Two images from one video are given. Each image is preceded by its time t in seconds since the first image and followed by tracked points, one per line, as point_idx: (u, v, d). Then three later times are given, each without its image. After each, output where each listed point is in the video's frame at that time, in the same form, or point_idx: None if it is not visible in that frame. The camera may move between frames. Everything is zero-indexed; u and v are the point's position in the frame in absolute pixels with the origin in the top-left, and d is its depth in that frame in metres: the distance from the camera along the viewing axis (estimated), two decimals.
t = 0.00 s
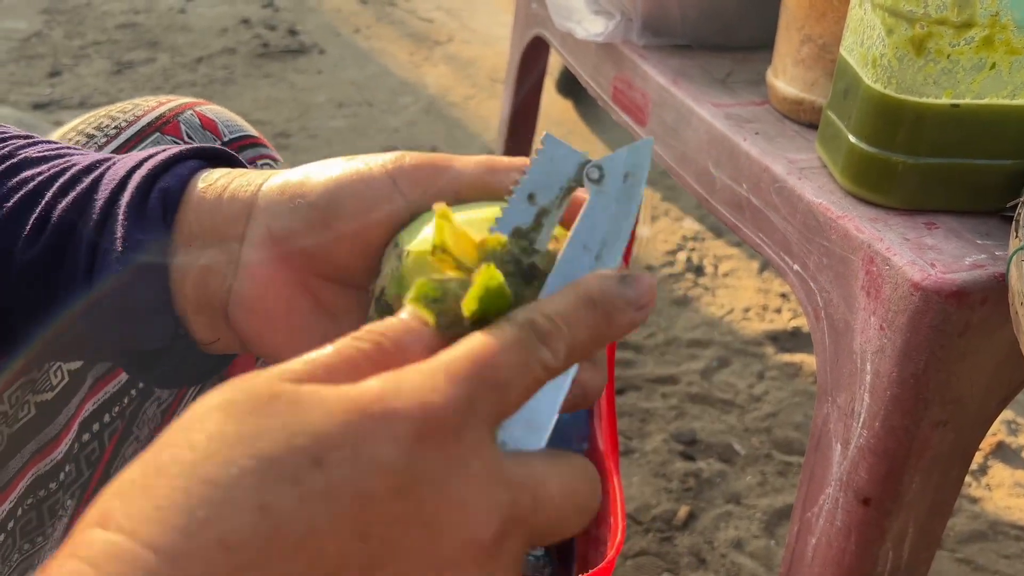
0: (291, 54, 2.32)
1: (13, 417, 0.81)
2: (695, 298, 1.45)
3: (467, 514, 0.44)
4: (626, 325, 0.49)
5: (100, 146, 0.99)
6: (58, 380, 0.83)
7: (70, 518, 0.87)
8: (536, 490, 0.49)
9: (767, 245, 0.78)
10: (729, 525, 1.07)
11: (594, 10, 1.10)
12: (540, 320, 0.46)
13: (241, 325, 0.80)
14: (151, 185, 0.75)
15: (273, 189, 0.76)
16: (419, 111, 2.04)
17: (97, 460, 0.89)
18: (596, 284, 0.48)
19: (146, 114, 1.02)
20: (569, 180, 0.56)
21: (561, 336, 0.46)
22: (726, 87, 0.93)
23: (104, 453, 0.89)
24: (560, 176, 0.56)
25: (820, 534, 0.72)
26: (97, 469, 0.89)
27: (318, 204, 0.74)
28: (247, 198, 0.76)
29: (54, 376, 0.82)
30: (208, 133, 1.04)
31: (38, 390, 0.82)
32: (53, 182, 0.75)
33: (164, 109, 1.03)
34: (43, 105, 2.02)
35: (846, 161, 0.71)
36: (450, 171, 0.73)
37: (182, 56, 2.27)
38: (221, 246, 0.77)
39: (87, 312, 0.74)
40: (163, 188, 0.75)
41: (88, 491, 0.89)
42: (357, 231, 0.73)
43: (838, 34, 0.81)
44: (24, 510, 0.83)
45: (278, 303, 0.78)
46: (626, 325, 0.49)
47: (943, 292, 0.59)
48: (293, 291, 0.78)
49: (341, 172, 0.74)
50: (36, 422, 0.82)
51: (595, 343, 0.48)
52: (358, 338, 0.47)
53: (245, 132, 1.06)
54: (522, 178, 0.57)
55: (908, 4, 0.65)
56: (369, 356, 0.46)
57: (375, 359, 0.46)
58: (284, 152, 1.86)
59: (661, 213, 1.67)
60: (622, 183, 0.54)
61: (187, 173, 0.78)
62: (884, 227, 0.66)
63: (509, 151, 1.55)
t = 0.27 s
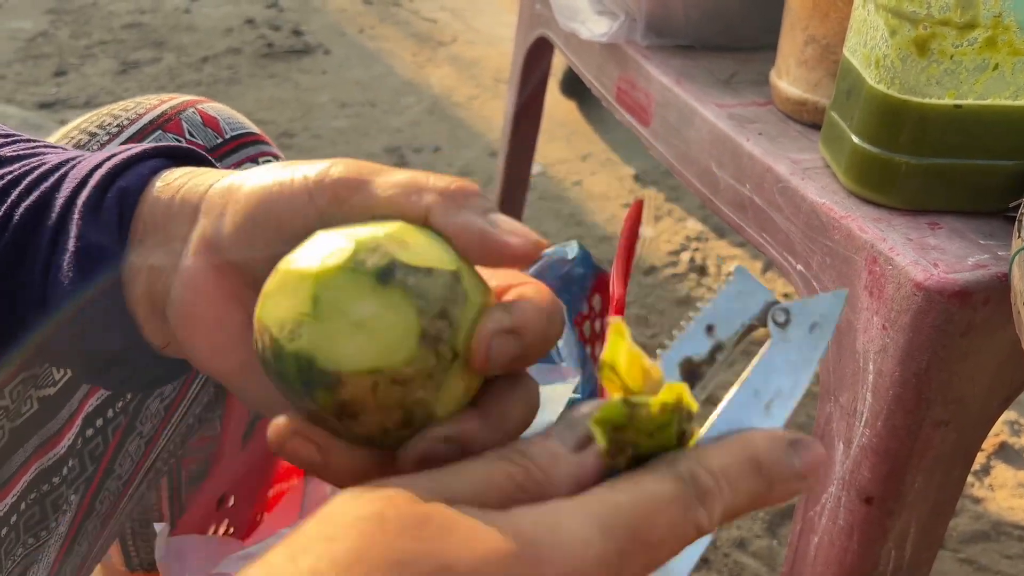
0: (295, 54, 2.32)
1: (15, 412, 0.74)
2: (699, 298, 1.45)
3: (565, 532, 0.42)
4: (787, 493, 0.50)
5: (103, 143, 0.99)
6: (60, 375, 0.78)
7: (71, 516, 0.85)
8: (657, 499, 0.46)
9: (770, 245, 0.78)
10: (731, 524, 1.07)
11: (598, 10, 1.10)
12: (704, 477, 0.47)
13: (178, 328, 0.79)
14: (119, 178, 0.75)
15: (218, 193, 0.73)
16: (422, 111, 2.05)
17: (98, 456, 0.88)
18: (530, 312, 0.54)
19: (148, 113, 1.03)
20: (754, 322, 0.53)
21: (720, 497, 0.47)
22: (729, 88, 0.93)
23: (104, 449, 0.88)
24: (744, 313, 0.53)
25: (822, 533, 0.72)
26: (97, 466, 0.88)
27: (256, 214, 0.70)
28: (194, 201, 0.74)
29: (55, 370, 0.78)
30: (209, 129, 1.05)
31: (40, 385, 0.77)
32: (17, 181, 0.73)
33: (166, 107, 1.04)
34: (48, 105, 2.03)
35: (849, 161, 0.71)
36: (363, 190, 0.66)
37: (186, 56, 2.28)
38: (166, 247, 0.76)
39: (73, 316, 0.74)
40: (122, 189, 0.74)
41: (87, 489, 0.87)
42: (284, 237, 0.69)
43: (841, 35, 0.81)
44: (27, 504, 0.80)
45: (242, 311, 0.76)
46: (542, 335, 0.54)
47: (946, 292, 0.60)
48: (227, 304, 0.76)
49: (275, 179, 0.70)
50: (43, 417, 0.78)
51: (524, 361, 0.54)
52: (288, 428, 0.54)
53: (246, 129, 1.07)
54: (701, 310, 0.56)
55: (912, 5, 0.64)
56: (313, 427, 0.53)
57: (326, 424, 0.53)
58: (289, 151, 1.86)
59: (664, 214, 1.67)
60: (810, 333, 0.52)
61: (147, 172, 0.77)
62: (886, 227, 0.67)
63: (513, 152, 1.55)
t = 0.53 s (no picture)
0: (297, 54, 2.32)
1: (28, 412, 0.82)
2: (701, 297, 1.45)
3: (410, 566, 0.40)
4: (672, 378, 0.51)
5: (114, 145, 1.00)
6: (72, 376, 0.85)
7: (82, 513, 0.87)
8: (567, 542, 0.47)
9: (771, 244, 0.79)
10: (733, 523, 1.07)
11: (601, 10, 1.10)
12: (583, 366, 0.48)
13: (251, 333, 0.82)
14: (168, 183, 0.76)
15: (277, 191, 0.77)
16: (424, 111, 2.05)
17: (109, 455, 0.90)
18: (649, 334, 0.51)
19: (160, 113, 1.02)
20: (621, 228, 0.65)
21: (601, 384, 0.48)
22: (731, 87, 0.94)
23: (116, 449, 0.91)
24: (616, 222, 0.66)
25: (824, 531, 0.72)
26: (109, 465, 0.90)
27: (307, 208, 0.76)
28: (247, 203, 0.77)
29: (67, 372, 0.85)
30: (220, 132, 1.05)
31: (54, 386, 0.84)
32: (58, 184, 0.75)
33: (178, 108, 1.04)
34: (51, 104, 2.03)
35: (851, 160, 0.71)
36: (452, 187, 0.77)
37: (190, 55, 2.28)
38: (221, 253, 0.78)
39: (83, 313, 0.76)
40: (168, 191, 0.75)
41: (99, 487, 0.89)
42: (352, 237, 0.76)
43: (843, 34, 0.81)
44: (37, 504, 0.83)
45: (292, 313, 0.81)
46: (672, 377, 0.51)
47: (947, 290, 0.60)
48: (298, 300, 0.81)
49: (341, 178, 0.76)
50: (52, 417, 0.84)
51: (639, 394, 0.51)
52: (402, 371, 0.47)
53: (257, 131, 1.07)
54: (578, 223, 0.67)
55: (913, 4, 0.64)
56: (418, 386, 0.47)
57: (404, 398, 0.46)
58: (292, 150, 1.86)
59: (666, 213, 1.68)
60: (679, 233, 0.63)
61: (189, 175, 0.78)
62: (888, 226, 0.67)
63: (515, 150, 1.55)
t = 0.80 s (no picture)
0: (298, 53, 2.33)
1: (28, 406, 0.83)
2: (700, 296, 1.45)
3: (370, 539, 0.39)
4: (612, 334, 0.51)
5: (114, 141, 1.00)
6: (71, 370, 0.85)
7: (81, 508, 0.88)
8: (520, 500, 0.47)
9: (771, 242, 0.79)
10: (732, 520, 1.07)
11: (601, 8, 1.11)
12: (526, 332, 0.47)
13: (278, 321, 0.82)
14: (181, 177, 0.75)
15: (287, 183, 0.75)
16: (425, 109, 2.05)
17: (109, 450, 0.91)
18: (581, 295, 0.50)
19: (159, 111, 1.03)
20: (550, 196, 0.60)
21: (543, 347, 0.47)
22: (732, 86, 0.94)
23: (115, 443, 0.91)
24: (540, 193, 0.60)
25: (822, 528, 0.73)
26: (108, 459, 0.91)
27: (312, 206, 0.73)
28: (257, 201, 0.75)
29: (67, 366, 0.84)
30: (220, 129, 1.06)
31: (52, 379, 0.84)
32: (70, 182, 0.74)
33: (177, 105, 1.05)
34: (52, 102, 2.04)
35: (850, 158, 0.71)
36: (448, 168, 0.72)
37: (190, 54, 2.28)
38: (242, 251, 0.76)
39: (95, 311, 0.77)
40: (180, 192, 0.74)
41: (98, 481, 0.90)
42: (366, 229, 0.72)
43: (843, 33, 0.81)
44: (36, 498, 0.84)
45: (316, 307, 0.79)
46: (614, 333, 0.51)
47: (945, 288, 0.60)
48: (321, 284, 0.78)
49: (345, 167, 0.73)
50: (52, 410, 0.85)
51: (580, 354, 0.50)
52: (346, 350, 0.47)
53: (256, 128, 1.08)
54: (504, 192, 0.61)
55: (912, 2, 0.64)
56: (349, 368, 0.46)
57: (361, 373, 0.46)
58: (292, 149, 1.87)
59: (666, 212, 1.68)
60: (605, 196, 0.58)
61: (199, 171, 0.76)
62: (887, 224, 0.67)
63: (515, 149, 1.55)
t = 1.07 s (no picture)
0: (298, 52, 2.33)
1: (31, 405, 0.83)
2: (700, 295, 1.45)
3: None
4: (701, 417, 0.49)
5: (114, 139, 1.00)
6: (74, 368, 0.85)
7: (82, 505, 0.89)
8: None
9: (770, 240, 0.79)
10: (733, 519, 1.08)
11: (601, 7, 1.11)
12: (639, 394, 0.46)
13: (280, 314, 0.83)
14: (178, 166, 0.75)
15: (295, 171, 0.74)
16: (425, 108, 2.05)
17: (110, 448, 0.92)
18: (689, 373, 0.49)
19: (158, 108, 1.03)
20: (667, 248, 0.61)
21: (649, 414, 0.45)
22: (732, 85, 0.94)
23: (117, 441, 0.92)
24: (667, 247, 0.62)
25: (823, 526, 0.73)
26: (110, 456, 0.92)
27: (320, 192, 0.73)
28: (261, 189, 0.74)
29: (69, 363, 0.85)
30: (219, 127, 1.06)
31: (54, 377, 0.84)
32: (69, 178, 0.74)
33: (176, 103, 1.05)
34: (52, 101, 2.04)
35: (850, 157, 0.72)
36: (464, 147, 0.70)
37: (190, 53, 2.28)
38: (248, 244, 0.76)
39: (93, 310, 0.76)
40: (180, 184, 0.74)
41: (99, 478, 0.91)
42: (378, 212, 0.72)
43: (843, 32, 0.82)
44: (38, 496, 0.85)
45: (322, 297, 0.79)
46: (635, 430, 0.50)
47: (945, 286, 0.60)
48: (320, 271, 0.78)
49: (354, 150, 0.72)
50: (54, 408, 0.85)
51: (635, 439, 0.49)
52: (401, 318, 0.43)
53: (256, 126, 1.08)
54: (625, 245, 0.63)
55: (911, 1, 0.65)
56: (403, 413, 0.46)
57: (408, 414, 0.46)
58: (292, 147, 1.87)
59: (666, 211, 1.68)
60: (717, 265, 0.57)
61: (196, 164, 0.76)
62: (886, 222, 0.67)
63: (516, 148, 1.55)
